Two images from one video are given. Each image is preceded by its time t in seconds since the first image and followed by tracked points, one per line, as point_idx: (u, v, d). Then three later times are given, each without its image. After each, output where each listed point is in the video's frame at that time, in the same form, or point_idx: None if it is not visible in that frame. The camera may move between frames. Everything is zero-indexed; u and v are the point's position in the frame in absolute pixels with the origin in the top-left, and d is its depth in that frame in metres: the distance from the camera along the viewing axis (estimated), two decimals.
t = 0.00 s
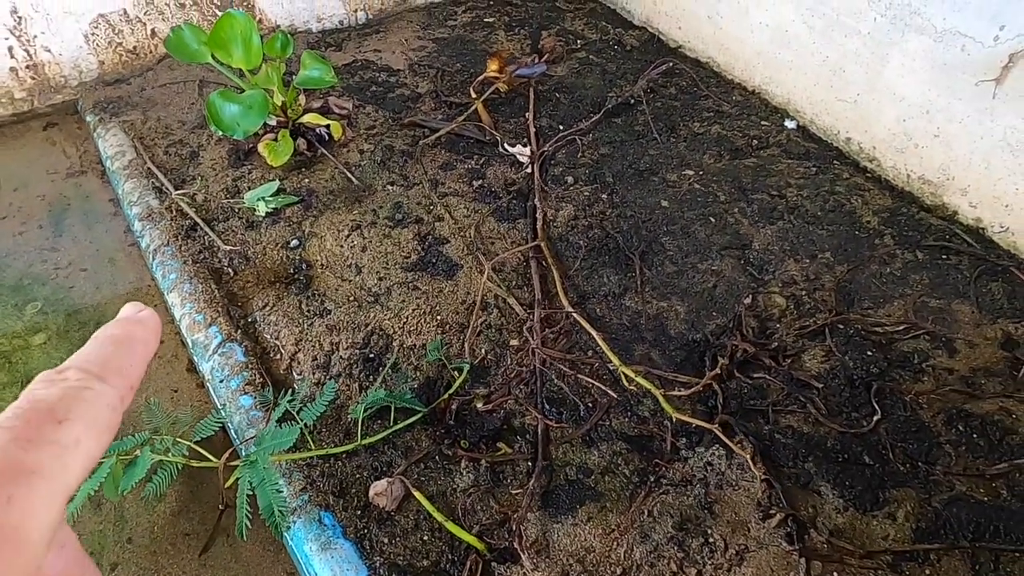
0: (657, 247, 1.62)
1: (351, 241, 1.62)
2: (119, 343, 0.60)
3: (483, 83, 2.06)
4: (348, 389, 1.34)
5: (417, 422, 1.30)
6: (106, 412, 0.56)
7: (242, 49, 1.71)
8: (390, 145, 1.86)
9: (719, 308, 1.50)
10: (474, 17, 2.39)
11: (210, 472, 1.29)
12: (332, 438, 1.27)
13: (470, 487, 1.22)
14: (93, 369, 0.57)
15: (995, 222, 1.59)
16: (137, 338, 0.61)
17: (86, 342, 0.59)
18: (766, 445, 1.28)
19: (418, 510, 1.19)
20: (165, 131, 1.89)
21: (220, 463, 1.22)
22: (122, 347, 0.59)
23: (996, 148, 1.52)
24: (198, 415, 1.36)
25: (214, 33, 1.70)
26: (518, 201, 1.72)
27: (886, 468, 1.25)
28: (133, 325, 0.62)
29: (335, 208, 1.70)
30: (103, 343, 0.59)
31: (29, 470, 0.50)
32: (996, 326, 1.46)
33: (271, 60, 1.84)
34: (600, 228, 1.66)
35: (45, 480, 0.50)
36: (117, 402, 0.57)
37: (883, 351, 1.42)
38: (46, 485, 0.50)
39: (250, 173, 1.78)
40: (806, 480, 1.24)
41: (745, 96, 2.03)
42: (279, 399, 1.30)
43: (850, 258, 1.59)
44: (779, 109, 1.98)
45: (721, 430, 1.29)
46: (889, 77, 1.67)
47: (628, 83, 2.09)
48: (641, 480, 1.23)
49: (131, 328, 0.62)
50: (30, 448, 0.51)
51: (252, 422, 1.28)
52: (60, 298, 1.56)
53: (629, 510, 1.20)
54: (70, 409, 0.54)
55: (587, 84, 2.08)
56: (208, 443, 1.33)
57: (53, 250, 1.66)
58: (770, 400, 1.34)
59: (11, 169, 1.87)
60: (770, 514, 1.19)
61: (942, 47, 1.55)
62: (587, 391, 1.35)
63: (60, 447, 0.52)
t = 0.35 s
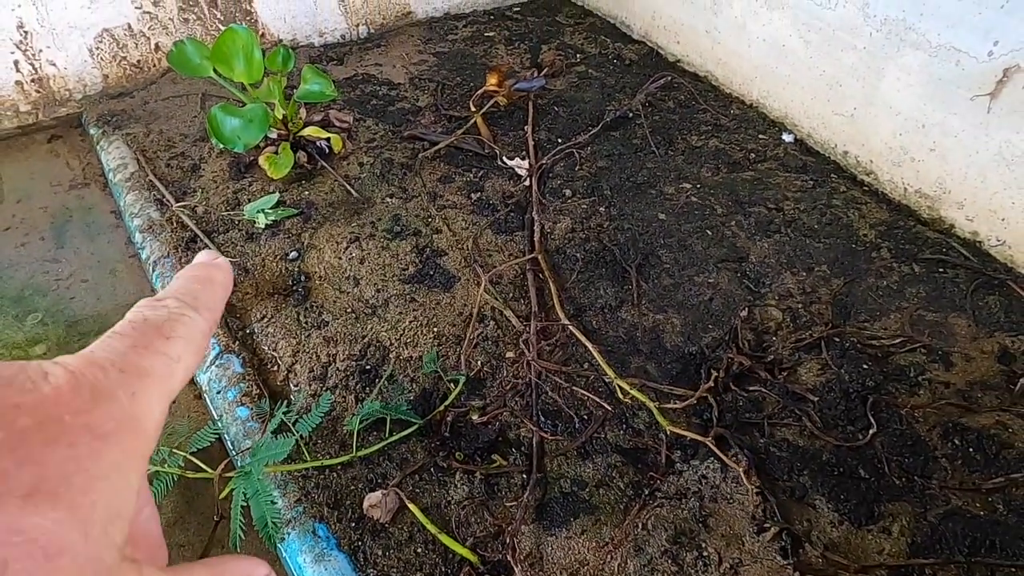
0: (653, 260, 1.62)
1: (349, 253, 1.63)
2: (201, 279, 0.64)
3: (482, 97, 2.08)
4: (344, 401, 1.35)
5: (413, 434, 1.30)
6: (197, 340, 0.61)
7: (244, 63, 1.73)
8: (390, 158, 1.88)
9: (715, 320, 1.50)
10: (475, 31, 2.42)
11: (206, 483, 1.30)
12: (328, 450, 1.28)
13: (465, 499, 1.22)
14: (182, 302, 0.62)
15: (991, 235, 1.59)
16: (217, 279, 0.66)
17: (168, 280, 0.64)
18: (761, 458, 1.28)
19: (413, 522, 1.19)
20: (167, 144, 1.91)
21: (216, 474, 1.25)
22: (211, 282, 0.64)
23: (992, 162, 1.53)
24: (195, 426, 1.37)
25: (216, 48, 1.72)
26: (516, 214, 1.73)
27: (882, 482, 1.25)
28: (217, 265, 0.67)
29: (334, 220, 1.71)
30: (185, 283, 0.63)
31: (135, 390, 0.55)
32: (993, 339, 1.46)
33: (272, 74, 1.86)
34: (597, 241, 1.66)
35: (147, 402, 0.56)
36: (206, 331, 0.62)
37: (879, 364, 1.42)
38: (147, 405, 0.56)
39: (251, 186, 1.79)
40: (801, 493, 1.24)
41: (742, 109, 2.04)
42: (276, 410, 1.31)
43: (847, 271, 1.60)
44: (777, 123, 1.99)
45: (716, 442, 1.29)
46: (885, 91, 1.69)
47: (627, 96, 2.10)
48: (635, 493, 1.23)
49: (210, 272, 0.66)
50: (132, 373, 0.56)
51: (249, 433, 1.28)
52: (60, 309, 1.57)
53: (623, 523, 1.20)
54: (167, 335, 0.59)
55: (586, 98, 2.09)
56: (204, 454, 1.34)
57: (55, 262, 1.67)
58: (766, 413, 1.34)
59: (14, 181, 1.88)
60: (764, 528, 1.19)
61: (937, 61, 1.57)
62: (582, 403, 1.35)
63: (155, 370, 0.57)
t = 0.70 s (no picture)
0: (651, 270, 1.62)
1: (346, 263, 1.63)
2: (393, 342, 0.86)
3: (481, 107, 2.08)
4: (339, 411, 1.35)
5: (407, 445, 1.30)
6: (394, 400, 0.79)
7: (243, 74, 1.73)
8: (388, 168, 1.88)
9: (713, 331, 1.50)
10: (475, 42, 2.43)
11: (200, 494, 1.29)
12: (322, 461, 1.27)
13: (459, 510, 1.22)
14: (380, 367, 0.82)
15: (990, 246, 1.59)
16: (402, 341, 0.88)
17: (365, 341, 0.86)
18: (758, 470, 1.27)
19: (406, 534, 1.18)
20: (166, 153, 1.92)
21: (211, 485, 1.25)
22: (398, 343, 0.86)
23: (990, 173, 1.52)
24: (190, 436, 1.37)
25: (215, 59, 1.72)
26: (514, 224, 1.73)
27: (880, 495, 1.24)
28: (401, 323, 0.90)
29: (332, 230, 1.71)
30: (374, 349, 0.84)
31: (357, 444, 0.72)
32: (992, 350, 1.45)
33: (271, 84, 1.86)
34: (595, 251, 1.66)
35: (368, 453, 0.72)
36: (401, 389, 0.82)
37: (877, 375, 1.41)
38: (365, 457, 0.72)
39: (249, 196, 1.79)
40: (799, 505, 1.23)
41: (741, 120, 2.04)
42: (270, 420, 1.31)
43: (845, 281, 1.59)
44: (775, 133, 1.99)
45: (712, 454, 1.28)
46: (882, 101, 1.69)
47: (625, 107, 2.10)
48: (631, 504, 1.23)
49: (398, 333, 0.88)
50: (357, 429, 0.73)
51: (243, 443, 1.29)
52: (57, 319, 1.57)
53: (618, 535, 1.19)
54: (375, 398, 0.77)
55: (585, 108, 2.10)
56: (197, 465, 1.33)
57: (52, 271, 1.67)
58: (763, 424, 1.34)
59: (14, 191, 1.89)
60: (761, 540, 1.18)
61: (934, 72, 1.57)
62: (578, 414, 1.35)
63: (366, 426, 0.74)
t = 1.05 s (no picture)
0: (644, 277, 1.62)
1: (340, 270, 1.63)
2: (412, 410, 1.05)
3: (476, 115, 2.09)
4: (331, 418, 1.34)
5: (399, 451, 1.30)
6: (415, 460, 0.94)
7: (238, 82, 1.74)
8: (383, 176, 1.88)
9: (706, 337, 1.50)
10: (470, 51, 2.44)
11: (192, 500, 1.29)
12: (314, 467, 1.27)
13: (451, 517, 1.21)
14: (403, 432, 0.99)
15: (983, 252, 1.59)
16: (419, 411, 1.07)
17: (387, 411, 1.04)
18: (751, 476, 1.27)
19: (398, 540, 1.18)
20: (162, 161, 1.92)
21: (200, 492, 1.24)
22: (417, 411, 1.05)
23: (982, 179, 1.53)
24: (182, 443, 1.37)
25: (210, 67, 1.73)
26: (508, 231, 1.73)
27: (874, 501, 1.23)
28: (418, 392, 1.11)
29: (327, 237, 1.71)
30: (399, 418, 1.02)
31: (388, 495, 0.83)
32: (986, 356, 1.45)
33: (266, 92, 1.87)
34: (588, 257, 1.66)
35: (395, 502, 0.83)
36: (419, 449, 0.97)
37: (870, 382, 1.41)
38: (394, 505, 0.83)
39: (244, 203, 1.80)
40: (792, 512, 1.22)
41: (735, 127, 2.05)
42: (262, 427, 1.31)
43: (839, 288, 1.59)
44: (769, 141, 2.00)
45: (705, 460, 1.28)
46: (875, 109, 1.69)
47: (620, 115, 2.11)
48: (624, 511, 1.22)
49: (417, 404, 1.08)
50: (388, 481, 0.86)
51: (234, 450, 1.28)
52: (52, 326, 1.57)
53: (610, 542, 1.18)
54: (402, 455, 0.93)
55: (579, 116, 2.10)
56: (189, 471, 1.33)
57: (47, 278, 1.68)
58: (756, 430, 1.33)
59: (9, 198, 1.89)
60: (754, 547, 1.17)
61: (925, 79, 1.58)
62: (571, 420, 1.35)
63: (394, 480, 0.87)
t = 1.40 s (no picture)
0: (649, 283, 1.62)
1: (345, 275, 1.63)
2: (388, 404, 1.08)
3: (480, 121, 2.09)
4: (336, 423, 1.34)
5: (405, 457, 1.29)
6: (396, 455, 0.98)
7: (244, 87, 1.74)
8: (388, 181, 1.88)
9: (712, 344, 1.49)
10: (475, 57, 2.44)
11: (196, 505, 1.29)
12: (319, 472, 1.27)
13: (457, 524, 1.21)
14: (384, 429, 1.02)
15: (989, 259, 1.59)
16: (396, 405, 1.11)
17: (367, 407, 1.07)
18: (757, 484, 1.27)
19: (403, 547, 1.18)
20: (167, 166, 1.92)
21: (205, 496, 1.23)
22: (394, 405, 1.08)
23: (987, 187, 1.53)
24: (186, 447, 1.36)
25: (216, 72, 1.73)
26: (513, 237, 1.73)
27: (881, 509, 1.23)
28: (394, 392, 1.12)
29: (331, 242, 1.71)
30: (378, 416, 1.05)
31: (377, 487, 0.87)
32: (992, 364, 1.45)
33: (272, 96, 1.87)
34: (593, 263, 1.66)
35: (383, 493, 0.88)
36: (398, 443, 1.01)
37: (877, 389, 1.40)
38: (382, 497, 0.87)
39: (248, 208, 1.80)
40: (799, 520, 1.22)
41: (739, 134, 2.05)
42: (267, 432, 1.30)
43: (844, 295, 1.59)
44: (774, 147, 2.00)
45: (711, 467, 1.28)
46: (880, 116, 1.69)
47: (624, 121, 2.11)
48: (630, 518, 1.22)
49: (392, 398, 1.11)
50: (375, 474, 0.89)
51: (239, 454, 1.27)
52: (55, 330, 1.57)
53: (616, 549, 1.18)
54: (384, 451, 0.96)
55: (584, 122, 2.11)
56: (194, 477, 1.32)
57: (51, 282, 1.67)
58: (762, 438, 1.33)
59: (14, 201, 1.89)
60: (761, 555, 1.17)
61: (930, 87, 1.58)
62: (577, 426, 1.34)
63: (380, 473, 0.91)
